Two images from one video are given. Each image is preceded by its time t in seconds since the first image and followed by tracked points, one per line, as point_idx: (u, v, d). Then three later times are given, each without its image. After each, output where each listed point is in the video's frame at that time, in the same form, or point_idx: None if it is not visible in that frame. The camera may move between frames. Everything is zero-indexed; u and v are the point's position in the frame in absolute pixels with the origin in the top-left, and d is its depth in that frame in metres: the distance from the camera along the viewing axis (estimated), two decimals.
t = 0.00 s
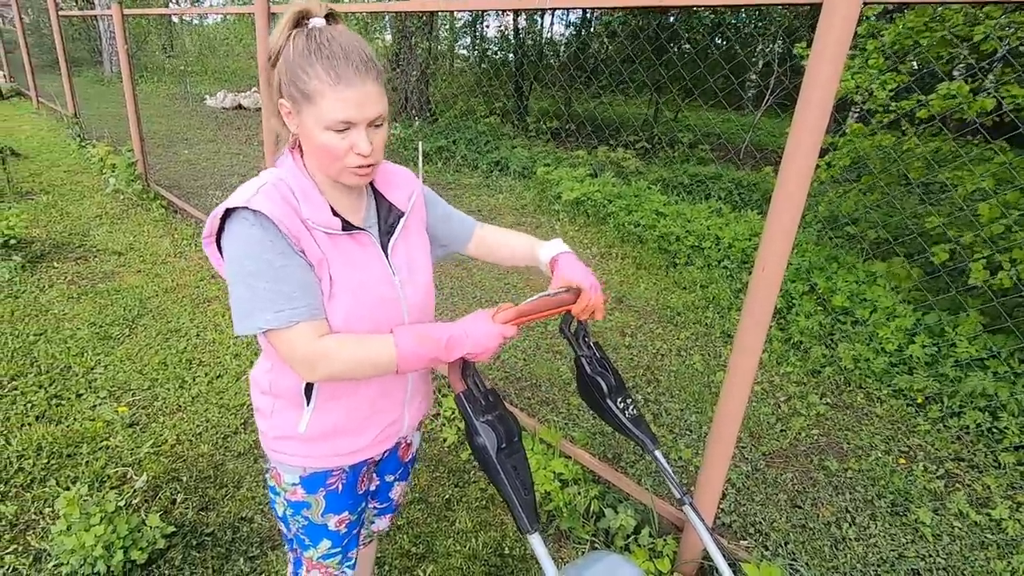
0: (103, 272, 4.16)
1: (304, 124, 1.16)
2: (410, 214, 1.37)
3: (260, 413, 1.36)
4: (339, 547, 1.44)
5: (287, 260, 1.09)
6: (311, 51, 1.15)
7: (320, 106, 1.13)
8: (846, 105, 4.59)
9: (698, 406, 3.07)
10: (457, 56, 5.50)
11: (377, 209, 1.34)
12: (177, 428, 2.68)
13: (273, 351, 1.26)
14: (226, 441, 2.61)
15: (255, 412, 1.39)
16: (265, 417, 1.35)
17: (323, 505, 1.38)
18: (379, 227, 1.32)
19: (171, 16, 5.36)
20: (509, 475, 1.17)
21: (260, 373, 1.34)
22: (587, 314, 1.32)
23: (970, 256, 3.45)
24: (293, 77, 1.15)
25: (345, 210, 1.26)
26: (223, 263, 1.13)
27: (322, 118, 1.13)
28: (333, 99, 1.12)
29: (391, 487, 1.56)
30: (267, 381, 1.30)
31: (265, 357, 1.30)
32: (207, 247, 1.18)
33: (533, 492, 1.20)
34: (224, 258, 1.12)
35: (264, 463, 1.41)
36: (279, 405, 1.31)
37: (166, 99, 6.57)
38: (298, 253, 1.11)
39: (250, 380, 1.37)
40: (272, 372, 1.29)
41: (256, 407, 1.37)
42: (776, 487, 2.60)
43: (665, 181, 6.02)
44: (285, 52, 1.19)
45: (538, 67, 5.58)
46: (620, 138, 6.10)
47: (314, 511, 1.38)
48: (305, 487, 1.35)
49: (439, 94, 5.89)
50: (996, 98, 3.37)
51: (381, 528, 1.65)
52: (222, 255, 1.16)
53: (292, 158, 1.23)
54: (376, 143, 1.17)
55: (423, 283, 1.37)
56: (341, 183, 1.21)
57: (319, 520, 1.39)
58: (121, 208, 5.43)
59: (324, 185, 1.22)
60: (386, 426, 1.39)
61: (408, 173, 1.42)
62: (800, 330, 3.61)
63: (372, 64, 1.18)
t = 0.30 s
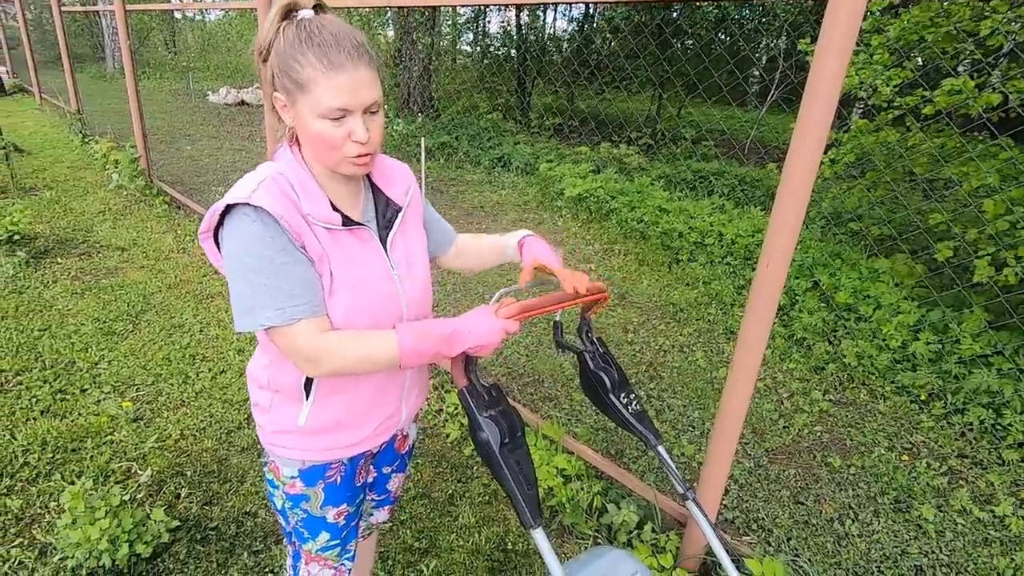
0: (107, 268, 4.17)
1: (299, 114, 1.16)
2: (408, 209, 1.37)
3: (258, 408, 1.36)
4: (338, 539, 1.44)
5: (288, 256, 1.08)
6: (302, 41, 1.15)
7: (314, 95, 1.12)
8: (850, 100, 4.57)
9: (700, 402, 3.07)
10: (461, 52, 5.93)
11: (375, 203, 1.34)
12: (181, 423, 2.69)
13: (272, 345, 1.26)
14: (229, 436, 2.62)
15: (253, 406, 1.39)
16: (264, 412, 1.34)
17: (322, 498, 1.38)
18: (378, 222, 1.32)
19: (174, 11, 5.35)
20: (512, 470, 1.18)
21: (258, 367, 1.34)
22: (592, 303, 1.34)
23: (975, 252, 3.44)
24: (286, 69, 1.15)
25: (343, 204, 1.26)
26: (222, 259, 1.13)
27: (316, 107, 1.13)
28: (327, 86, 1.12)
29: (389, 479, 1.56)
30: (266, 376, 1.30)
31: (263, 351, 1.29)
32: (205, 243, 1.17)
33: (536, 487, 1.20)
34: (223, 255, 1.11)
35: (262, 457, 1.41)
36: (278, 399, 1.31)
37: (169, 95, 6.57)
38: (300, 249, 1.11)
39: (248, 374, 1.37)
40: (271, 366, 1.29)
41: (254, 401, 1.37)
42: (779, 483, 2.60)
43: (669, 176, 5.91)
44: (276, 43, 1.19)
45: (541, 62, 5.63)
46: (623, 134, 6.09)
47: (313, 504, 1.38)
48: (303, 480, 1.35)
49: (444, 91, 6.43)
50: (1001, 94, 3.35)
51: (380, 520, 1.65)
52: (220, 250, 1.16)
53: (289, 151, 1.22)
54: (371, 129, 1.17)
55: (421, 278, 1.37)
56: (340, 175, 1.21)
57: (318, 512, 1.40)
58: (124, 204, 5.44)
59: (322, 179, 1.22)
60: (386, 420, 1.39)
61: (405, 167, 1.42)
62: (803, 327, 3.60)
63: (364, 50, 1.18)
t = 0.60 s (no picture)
0: (110, 266, 4.18)
1: (301, 112, 1.17)
2: (411, 207, 1.38)
3: (263, 406, 1.37)
4: (342, 537, 1.46)
5: (294, 254, 1.09)
6: (302, 39, 1.16)
7: (316, 93, 1.13)
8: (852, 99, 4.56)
9: (701, 401, 3.08)
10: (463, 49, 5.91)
11: (378, 202, 1.35)
12: (185, 420, 2.70)
13: (277, 344, 1.27)
14: (233, 433, 2.63)
15: (257, 405, 1.40)
16: (268, 410, 1.35)
17: (327, 496, 1.39)
18: (381, 220, 1.33)
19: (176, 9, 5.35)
20: (516, 467, 1.19)
21: (262, 366, 1.34)
22: (596, 300, 1.34)
23: (977, 252, 3.44)
24: (287, 67, 1.16)
25: (347, 203, 1.27)
26: (228, 258, 1.13)
27: (318, 105, 1.13)
28: (328, 83, 1.12)
29: (392, 477, 1.57)
30: (271, 375, 1.31)
31: (267, 350, 1.30)
32: (209, 242, 1.18)
33: (540, 484, 1.21)
34: (228, 253, 1.12)
35: (266, 456, 1.41)
36: (283, 398, 1.32)
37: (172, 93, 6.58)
38: (306, 247, 1.11)
39: (252, 373, 1.38)
40: (276, 365, 1.29)
41: (258, 400, 1.38)
42: (780, 482, 2.60)
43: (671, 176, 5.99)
44: (276, 43, 1.20)
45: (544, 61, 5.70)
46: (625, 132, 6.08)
47: (318, 503, 1.39)
48: (308, 478, 1.36)
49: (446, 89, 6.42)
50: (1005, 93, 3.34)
51: (382, 518, 1.66)
52: (225, 249, 1.16)
53: (293, 150, 1.23)
54: (373, 126, 1.18)
55: (424, 276, 1.38)
56: (343, 174, 1.22)
57: (323, 511, 1.41)
58: (127, 202, 5.46)
59: (327, 178, 1.23)
60: (390, 418, 1.40)
61: (407, 166, 1.43)
62: (805, 326, 3.61)
63: (365, 47, 1.18)
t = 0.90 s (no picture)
0: (114, 269, 4.20)
1: (308, 123, 1.18)
2: (415, 214, 1.40)
3: (270, 412, 1.39)
4: (350, 541, 1.47)
5: (300, 262, 1.10)
6: (308, 50, 1.17)
7: (322, 104, 1.15)
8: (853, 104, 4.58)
9: (703, 404, 3.09)
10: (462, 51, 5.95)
11: (383, 208, 1.36)
12: (189, 422, 2.72)
13: (285, 350, 1.28)
14: (237, 436, 2.64)
15: (265, 411, 1.41)
16: (276, 416, 1.37)
17: (335, 502, 1.41)
18: (386, 226, 1.35)
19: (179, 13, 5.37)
20: (522, 470, 1.20)
21: (270, 373, 1.36)
22: (599, 306, 1.36)
23: (978, 255, 3.45)
24: (293, 78, 1.17)
25: (352, 210, 1.28)
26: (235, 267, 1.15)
27: (324, 116, 1.15)
28: (334, 94, 1.14)
29: (398, 482, 1.58)
30: (279, 382, 1.32)
31: (275, 356, 1.32)
32: (217, 251, 1.20)
33: (545, 487, 1.22)
34: (236, 262, 1.14)
35: (274, 462, 1.43)
36: (290, 404, 1.33)
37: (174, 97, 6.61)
38: (311, 255, 1.13)
39: (260, 379, 1.39)
40: (283, 371, 1.31)
41: (266, 406, 1.39)
42: (782, 485, 2.61)
43: (671, 178, 5.94)
44: (282, 54, 1.22)
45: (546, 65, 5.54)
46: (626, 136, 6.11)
47: (326, 508, 1.41)
48: (317, 484, 1.38)
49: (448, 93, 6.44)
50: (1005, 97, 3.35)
51: (388, 522, 1.67)
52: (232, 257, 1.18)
53: (297, 159, 1.25)
54: (379, 136, 1.20)
55: (429, 282, 1.40)
56: (348, 182, 1.24)
57: (331, 516, 1.42)
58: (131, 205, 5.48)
59: (332, 186, 1.25)
60: (396, 423, 1.42)
61: (411, 173, 1.45)
62: (805, 330, 3.62)
63: (370, 58, 1.20)
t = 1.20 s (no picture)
0: (118, 272, 4.21)
1: (330, 138, 1.19)
2: (422, 218, 1.41)
3: (280, 417, 1.39)
4: (358, 545, 1.47)
5: (310, 266, 1.11)
6: (332, 67, 1.18)
7: (349, 123, 1.16)
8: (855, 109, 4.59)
9: (706, 409, 3.09)
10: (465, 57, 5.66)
11: (390, 213, 1.37)
12: (193, 426, 2.72)
13: (294, 355, 1.29)
14: (241, 440, 2.65)
15: (274, 416, 1.42)
16: (285, 421, 1.37)
17: (344, 506, 1.41)
18: (393, 231, 1.36)
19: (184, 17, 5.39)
20: (531, 474, 1.20)
21: (279, 378, 1.36)
22: (607, 310, 1.37)
23: (980, 261, 3.45)
24: (316, 94, 1.18)
25: (360, 215, 1.29)
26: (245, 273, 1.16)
27: (350, 134, 1.17)
28: (362, 114, 1.16)
29: (406, 486, 1.58)
30: (288, 386, 1.33)
31: (284, 361, 1.32)
32: (227, 258, 1.21)
33: (553, 491, 1.22)
34: (246, 268, 1.14)
35: (284, 467, 1.43)
36: (300, 409, 1.34)
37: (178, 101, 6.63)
38: (321, 260, 1.14)
39: (269, 384, 1.40)
40: (293, 376, 1.32)
41: (275, 411, 1.40)
42: (786, 490, 2.61)
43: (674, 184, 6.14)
44: (302, 67, 1.21)
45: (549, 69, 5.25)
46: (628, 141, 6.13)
47: (335, 512, 1.41)
48: (326, 488, 1.38)
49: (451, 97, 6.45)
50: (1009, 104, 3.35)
51: (395, 526, 1.67)
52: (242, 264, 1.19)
53: (307, 167, 1.26)
54: (400, 153, 1.23)
55: (436, 286, 1.41)
56: (359, 190, 1.25)
57: (340, 520, 1.42)
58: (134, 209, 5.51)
59: (341, 193, 1.26)
60: (404, 426, 1.42)
61: (417, 178, 1.46)
62: (808, 335, 3.63)
63: (392, 76, 1.23)
